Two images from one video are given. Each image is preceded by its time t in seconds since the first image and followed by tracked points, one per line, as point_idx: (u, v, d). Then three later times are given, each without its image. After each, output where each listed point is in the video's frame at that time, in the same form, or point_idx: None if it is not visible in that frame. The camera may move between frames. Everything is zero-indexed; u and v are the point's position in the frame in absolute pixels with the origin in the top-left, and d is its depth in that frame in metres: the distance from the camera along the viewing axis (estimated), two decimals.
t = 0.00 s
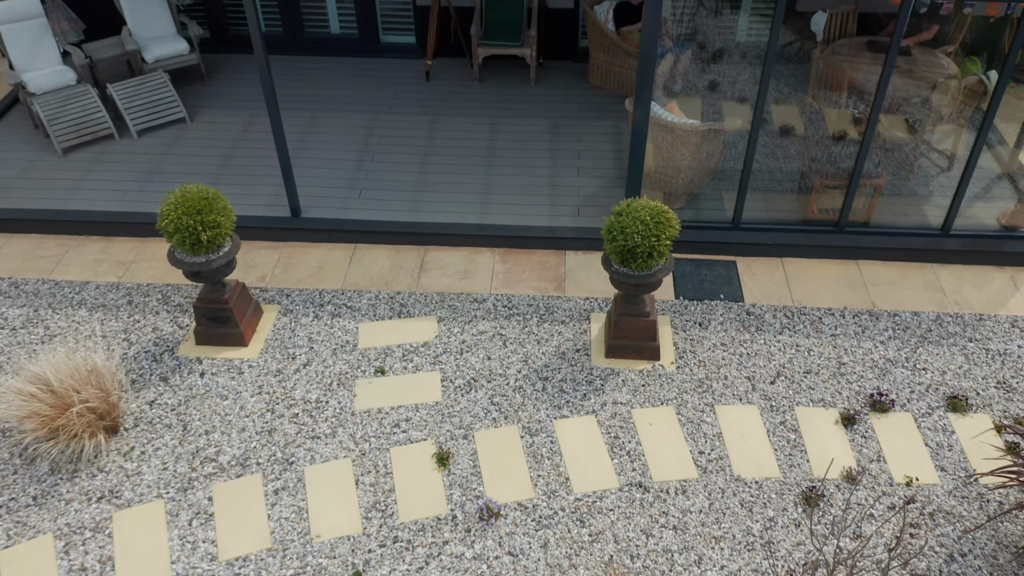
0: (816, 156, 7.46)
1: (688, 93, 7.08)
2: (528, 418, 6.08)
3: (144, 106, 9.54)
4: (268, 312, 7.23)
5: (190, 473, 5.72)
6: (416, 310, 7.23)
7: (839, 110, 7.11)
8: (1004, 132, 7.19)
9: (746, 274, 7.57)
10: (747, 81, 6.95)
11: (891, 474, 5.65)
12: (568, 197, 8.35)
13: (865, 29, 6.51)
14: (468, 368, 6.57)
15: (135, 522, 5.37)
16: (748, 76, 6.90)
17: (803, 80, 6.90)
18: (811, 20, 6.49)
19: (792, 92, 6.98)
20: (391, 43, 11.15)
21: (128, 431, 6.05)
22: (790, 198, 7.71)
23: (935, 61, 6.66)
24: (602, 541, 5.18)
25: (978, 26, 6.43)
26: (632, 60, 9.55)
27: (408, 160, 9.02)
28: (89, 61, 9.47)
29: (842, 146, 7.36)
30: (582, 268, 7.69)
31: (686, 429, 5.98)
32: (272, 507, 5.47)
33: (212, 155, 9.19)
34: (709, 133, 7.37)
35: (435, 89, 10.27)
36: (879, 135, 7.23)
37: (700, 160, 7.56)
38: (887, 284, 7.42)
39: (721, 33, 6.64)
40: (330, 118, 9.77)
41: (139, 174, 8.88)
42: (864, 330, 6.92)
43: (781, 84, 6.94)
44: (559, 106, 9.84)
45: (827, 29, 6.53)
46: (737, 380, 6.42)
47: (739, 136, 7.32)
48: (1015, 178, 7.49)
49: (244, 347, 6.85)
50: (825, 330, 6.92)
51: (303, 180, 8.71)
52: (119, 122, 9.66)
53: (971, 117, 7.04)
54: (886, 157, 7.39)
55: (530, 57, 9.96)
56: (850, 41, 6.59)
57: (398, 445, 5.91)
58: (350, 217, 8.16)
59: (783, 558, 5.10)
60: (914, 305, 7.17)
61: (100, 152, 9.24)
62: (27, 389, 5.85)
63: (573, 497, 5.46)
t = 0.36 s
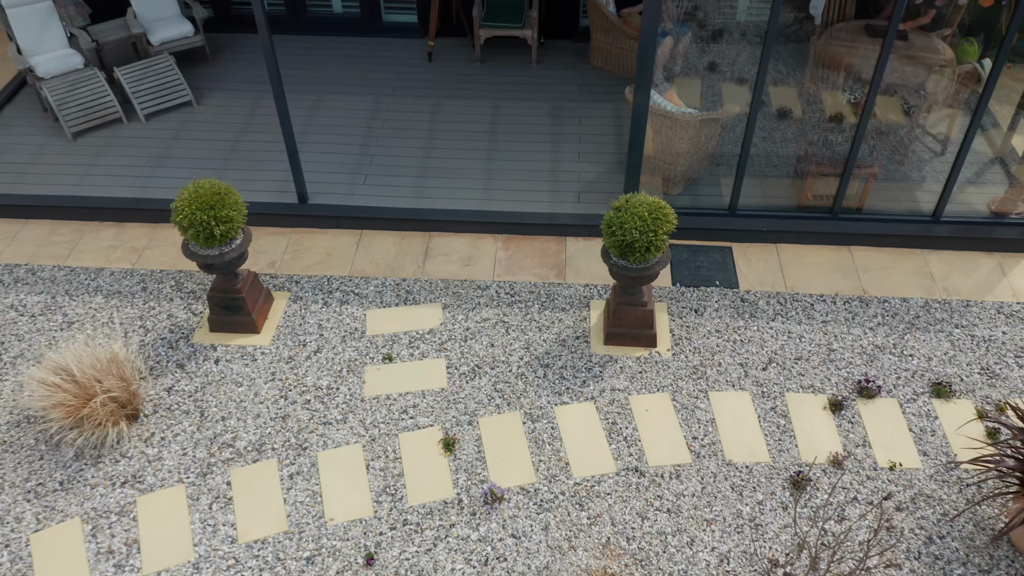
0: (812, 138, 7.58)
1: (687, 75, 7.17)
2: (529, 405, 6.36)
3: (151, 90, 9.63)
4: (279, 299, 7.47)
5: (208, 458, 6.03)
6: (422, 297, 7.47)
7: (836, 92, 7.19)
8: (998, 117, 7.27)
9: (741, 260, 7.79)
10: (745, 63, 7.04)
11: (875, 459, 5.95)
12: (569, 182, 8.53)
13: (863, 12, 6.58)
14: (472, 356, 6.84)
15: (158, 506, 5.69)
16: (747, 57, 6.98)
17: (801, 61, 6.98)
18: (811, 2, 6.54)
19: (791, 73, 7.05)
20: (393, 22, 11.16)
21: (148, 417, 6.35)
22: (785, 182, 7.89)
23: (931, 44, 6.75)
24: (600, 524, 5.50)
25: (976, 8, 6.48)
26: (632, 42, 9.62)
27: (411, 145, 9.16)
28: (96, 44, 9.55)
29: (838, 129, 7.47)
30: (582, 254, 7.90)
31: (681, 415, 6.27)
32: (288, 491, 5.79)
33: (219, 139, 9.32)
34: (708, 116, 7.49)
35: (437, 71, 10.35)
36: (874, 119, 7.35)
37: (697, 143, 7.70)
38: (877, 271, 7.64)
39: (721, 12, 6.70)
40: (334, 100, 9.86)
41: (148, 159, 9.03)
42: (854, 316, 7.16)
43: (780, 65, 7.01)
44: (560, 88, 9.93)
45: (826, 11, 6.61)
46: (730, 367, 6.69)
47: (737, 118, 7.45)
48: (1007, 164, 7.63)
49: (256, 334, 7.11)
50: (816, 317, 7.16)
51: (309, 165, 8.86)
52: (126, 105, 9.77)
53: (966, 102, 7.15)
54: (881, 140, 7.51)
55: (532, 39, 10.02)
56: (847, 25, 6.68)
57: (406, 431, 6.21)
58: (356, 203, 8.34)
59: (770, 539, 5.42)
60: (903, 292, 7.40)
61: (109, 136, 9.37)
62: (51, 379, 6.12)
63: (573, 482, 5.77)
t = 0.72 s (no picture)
0: (804, 128, 7.73)
1: (683, 62, 7.26)
2: (526, 398, 6.67)
3: (156, 79, 9.73)
4: (286, 293, 7.73)
5: (222, 451, 6.36)
6: (423, 291, 7.73)
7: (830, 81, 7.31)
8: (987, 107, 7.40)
9: (731, 253, 8.04)
10: (741, 49, 7.13)
11: (854, 451, 6.28)
12: (566, 174, 8.72)
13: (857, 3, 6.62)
14: (472, 350, 7.13)
15: (176, 498, 6.04)
16: (743, 42, 7.06)
17: (795, 48, 7.07)
18: None
19: (785, 59, 7.16)
20: (392, 7, 11.13)
21: (163, 410, 6.66)
22: (777, 172, 8.08)
23: (923, 36, 6.82)
24: (592, 514, 5.86)
25: None
26: (629, 31, 9.71)
27: (411, 135, 9.30)
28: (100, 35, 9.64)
29: (830, 119, 7.62)
30: (578, 247, 8.14)
31: (670, 409, 6.59)
32: (298, 483, 6.13)
33: (223, 129, 9.45)
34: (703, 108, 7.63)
35: (436, 58, 10.43)
36: (865, 109, 7.47)
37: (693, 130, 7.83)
38: (863, 264, 7.89)
39: None
40: (334, 89, 9.93)
41: (154, 150, 9.18)
42: (839, 310, 7.43)
43: (775, 51, 7.11)
44: (558, 76, 10.04)
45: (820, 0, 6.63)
46: (718, 360, 6.98)
47: (731, 108, 7.61)
48: (993, 154, 7.81)
49: (264, 328, 7.38)
50: (801, 310, 7.43)
51: (311, 157, 9.02)
52: (131, 94, 9.87)
53: (954, 95, 7.31)
54: (871, 131, 7.66)
55: (530, 26, 10.10)
56: (842, 16, 6.73)
57: (409, 424, 6.53)
58: (358, 195, 8.53)
59: (752, 528, 5.78)
60: (887, 285, 7.66)
61: (115, 127, 9.51)
62: (70, 376, 6.41)
63: (567, 474, 6.11)
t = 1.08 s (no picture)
0: (793, 125, 7.85)
1: (677, 57, 7.31)
2: (522, 396, 7.06)
3: (161, 77, 9.84)
4: (292, 292, 8.05)
5: (236, 447, 6.76)
6: (424, 290, 8.07)
7: (818, 79, 7.35)
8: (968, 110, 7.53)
9: (719, 252, 8.36)
10: (735, 43, 7.16)
11: (830, 447, 6.69)
12: (561, 173, 8.98)
13: None
14: (470, 349, 7.49)
15: (193, 493, 6.45)
16: (736, 36, 7.08)
17: (786, 41, 7.08)
18: None
19: (776, 53, 7.19)
20: None
21: (179, 408, 7.05)
22: (765, 170, 8.30)
23: (910, 35, 6.91)
24: (583, 508, 6.28)
25: None
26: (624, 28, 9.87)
27: (411, 132, 9.51)
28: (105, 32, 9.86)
29: (818, 116, 7.73)
30: (572, 246, 8.46)
31: (658, 406, 6.98)
32: (308, 478, 6.55)
33: (229, 126, 9.62)
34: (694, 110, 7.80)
35: (434, 52, 10.58)
36: (854, 104, 7.56)
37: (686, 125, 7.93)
38: (845, 263, 8.22)
39: None
40: (336, 85, 10.05)
41: (162, 148, 9.38)
42: (820, 309, 7.78)
43: (767, 45, 7.14)
44: (554, 72, 10.22)
45: None
46: (704, 359, 7.35)
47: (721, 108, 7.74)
48: (976, 153, 7.95)
49: (272, 327, 7.73)
50: (785, 309, 7.78)
51: (313, 155, 9.24)
52: (138, 91, 10.01)
53: (938, 98, 7.44)
54: (858, 128, 7.79)
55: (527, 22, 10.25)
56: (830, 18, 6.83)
57: (411, 421, 6.92)
58: (360, 194, 8.79)
59: (732, 521, 6.21)
60: (867, 284, 7.99)
61: (124, 125, 9.71)
62: (92, 378, 6.77)
63: (560, 469, 6.52)
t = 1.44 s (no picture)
0: (783, 119, 8.09)
1: (672, 49, 7.47)
2: (520, 389, 7.46)
3: (169, 71, 9.98)
4: (300, 287, 8.39)
5: (251, 439, 7.18)
6: (426, 285, 8.41)
7: (809, 72, 7.56)
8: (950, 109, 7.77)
9: (710, 247, 8.68)
10: (728, 34, 7.28)
11: (810, 438, 7.11)
12: (559, 168, 9.26)
13: None
14: (471, 343, 7.87)
15: (213, 483, 6.89)
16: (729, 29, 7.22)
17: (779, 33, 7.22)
18: None
19: (770, 45, 7.34)
20: None
21: (196, 401, 7.44)
22: (755, 165, 8.56)
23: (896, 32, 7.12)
24: (577, 496, 6.74)
25: None
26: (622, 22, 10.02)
27: (412, 126, 9.72)
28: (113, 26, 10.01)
29: (808, 109, 7.95)
30: (569, 241, 8.78)
31: (649, 398, 7.39)
32: (319, 468, 6.98)
33: (236, 120, 9.81)
34: (688, 105, 8.04)
35: (434, 44, 10.74)
36: (845, 96, 7.74)
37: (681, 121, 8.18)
38: (830, 257, 8.55)
39: None
40: (340, 79, 10.23)
41: (171, 143, 9.57)
42: (805, 303, 8.14)
43: (761, 37, 7.27)
44: (551, 65, 10.41)
45: None
46: (693, 352, 7.73)
47: (713, 103, 7.97)
48: (960, 148, 8.20)
49: (282, 322, 8.08)
50: (771, 304, 8.14)
51: (318, 150, 9.47)
52: (146, 85, 10.16)
53: (924, 97, 7.67)
54: (846, 123, 8.02)
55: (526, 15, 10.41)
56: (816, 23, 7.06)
57: (416, 413, 7.33)
58: (363, 189, 9.07)
59: (716, 508, 6.68)
60: (850, 279, 8.33)
61: (134, 119, 9.88)
62: (114, 375, 7.15)
63: (556, 459, 6.95)
